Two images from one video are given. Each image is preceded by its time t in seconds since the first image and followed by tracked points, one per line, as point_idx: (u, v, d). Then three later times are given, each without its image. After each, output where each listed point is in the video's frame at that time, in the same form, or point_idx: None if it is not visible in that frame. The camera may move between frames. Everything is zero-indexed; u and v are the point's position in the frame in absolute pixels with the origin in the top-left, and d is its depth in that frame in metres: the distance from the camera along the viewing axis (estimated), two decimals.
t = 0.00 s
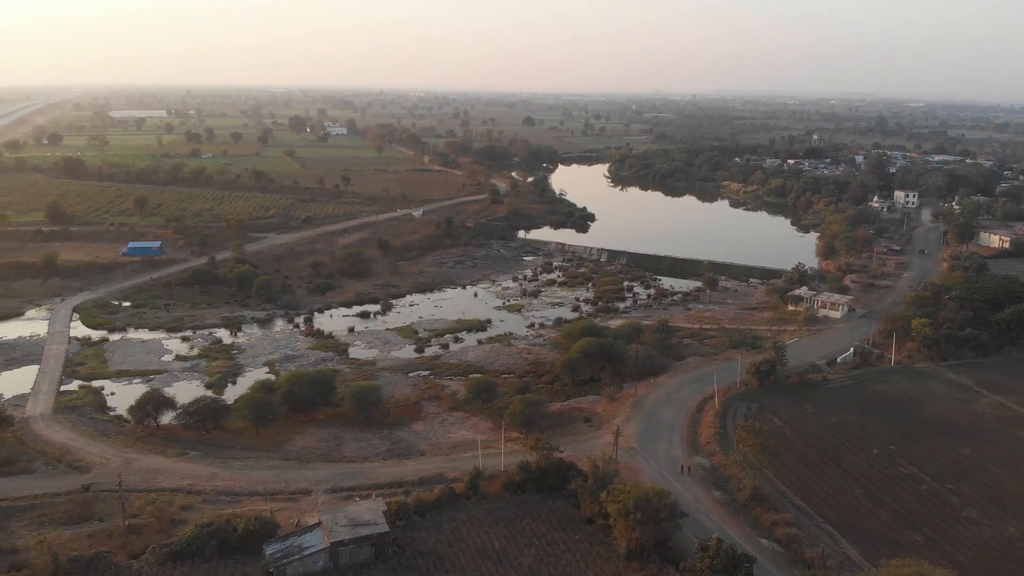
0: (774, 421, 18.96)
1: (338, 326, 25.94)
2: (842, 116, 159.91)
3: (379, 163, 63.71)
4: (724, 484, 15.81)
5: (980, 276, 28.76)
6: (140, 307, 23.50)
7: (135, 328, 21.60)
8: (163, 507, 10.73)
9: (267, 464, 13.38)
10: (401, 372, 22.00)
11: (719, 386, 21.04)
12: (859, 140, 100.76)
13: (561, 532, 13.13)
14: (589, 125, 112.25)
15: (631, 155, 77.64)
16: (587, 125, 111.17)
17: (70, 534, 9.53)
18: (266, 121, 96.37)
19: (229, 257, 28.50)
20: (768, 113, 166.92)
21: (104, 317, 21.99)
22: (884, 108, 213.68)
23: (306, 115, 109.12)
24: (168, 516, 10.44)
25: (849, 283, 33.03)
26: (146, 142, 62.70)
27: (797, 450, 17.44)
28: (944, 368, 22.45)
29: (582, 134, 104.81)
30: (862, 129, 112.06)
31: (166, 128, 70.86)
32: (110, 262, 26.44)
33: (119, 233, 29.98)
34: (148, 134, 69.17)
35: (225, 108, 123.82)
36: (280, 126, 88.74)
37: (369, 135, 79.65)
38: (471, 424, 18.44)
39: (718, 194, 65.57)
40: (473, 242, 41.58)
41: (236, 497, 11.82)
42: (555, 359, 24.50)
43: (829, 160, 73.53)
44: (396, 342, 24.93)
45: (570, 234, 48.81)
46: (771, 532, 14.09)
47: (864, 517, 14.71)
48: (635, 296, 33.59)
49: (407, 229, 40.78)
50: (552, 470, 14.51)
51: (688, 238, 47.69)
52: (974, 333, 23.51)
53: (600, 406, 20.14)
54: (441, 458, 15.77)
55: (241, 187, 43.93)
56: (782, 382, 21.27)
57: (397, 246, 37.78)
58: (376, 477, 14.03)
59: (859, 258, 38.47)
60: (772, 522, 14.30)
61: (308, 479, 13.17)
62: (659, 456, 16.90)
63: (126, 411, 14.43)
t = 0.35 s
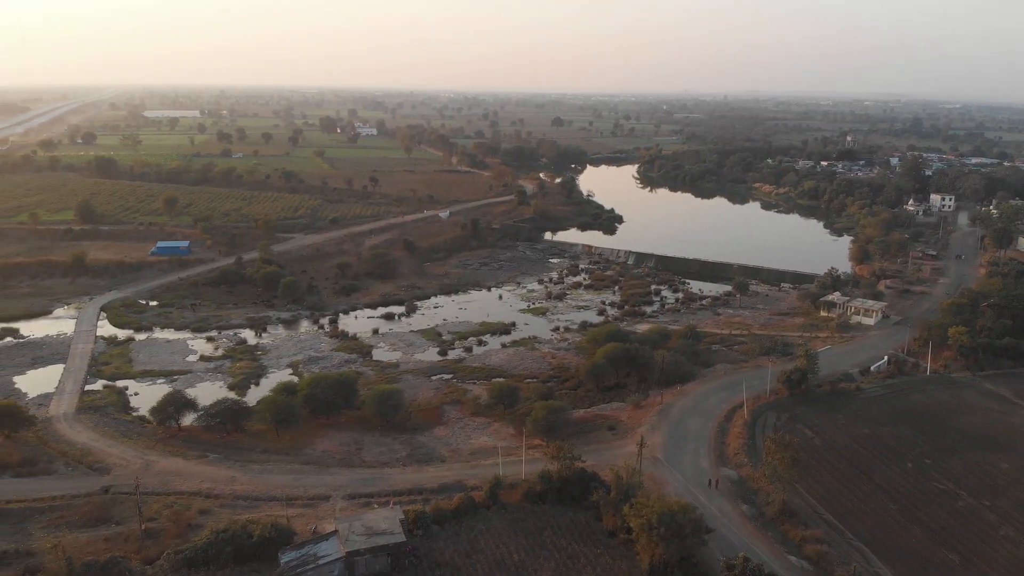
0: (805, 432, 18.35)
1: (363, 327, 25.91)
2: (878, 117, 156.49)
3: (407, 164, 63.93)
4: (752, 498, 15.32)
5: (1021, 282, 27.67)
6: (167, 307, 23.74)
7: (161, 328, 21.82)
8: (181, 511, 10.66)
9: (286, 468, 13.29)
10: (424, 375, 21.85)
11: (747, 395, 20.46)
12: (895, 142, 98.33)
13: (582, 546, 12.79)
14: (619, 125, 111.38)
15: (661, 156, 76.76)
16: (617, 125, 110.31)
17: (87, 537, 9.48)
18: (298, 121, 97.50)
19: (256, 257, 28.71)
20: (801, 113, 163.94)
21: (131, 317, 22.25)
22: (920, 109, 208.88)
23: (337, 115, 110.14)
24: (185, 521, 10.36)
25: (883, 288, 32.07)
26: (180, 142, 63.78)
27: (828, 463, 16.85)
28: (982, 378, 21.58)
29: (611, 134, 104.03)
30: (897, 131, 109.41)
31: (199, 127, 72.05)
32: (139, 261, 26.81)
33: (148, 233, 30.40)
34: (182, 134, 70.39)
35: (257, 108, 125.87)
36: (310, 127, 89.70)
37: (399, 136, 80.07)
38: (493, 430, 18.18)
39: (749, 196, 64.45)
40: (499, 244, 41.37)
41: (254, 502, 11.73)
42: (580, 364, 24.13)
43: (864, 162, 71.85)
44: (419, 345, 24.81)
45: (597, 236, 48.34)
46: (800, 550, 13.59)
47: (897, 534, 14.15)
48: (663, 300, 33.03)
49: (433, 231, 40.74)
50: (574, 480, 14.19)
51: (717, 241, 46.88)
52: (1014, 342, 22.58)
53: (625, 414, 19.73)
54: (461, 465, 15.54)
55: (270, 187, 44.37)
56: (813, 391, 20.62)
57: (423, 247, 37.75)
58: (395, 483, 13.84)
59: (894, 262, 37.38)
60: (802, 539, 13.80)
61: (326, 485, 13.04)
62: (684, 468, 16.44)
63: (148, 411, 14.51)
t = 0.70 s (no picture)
0: (835, 443, 17.75)
1: (386, 329, 25.86)
2: (913, 118, 152.96)
3: (434, 165, 64.03)
4: (779, 512, 14.82)
5: None
6: (192, 307, 23.95)
7: (185, 328, 22.01)
8: (197, 516, 10.57)
9: (304, 473, 13.18)
10: (445, 379, 21.68)
11: (776, 404, 19.89)
12: (929, 144, 95.90)
13: (603, 560, 12.45)
14: (647, 126, 110.36)
15: (690, 158, 75.80)
16: (645, 125, 109.31)
17: (102, 542, 9.40)
18: (327, 121, 98.44)
19: (281, 258, 28.88)
20: (833, 114, 161.09)
21: (156, 317, 22.46)
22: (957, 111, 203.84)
23: (365, 116, 110.98)
24: (200, 526, 10.26)
25: (917, 294, 31.10)
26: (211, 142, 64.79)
27: (860, 477, 16.25)
28: (1022, 390, 20.73)
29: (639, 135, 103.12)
30: (933, 132, 106.65)
31: (230, 128, 73.07)
32: (166, 261, 27.11)
33: (176, 232, 30.76)
34: (213, 134, 71.46)
35: (289, 108, 127.53)
36: (340, 128, 90.45)
37: (427, 137, 80.34)
38: (514, 437, 17.91)
39: (780, 198, 63.27)
40: (524, 246, 41.12)
41: (270, 508, 11.63)
42: (603, 369, 23.74)
43: (898, 164, 70.14)
44: (442, 347, 24.65)
45: (623, 238, 47.83)
46: (830, 568, 13.09)
47: (931, 553, 13.59)
48: (690, 304, 32.45)
49: (458, 232, 40.64)
50: (595, 491, 13.85)
51: (746, 244, 46.03)
52: None
53: (650, 422, 19.31)
54: (480, 472, 15.30)
55: (297, 187, 44.71)
56: (844, 401, 19.97)
57: (447, 248, 37.67)
58: (414, 491, 13.65)
59: (930, 267, 36.28)
60: (831, 556, 13.29)
61: (344, 491, 12.90)
62: (709, 480, 15.98)
63: (169, 412, 14.56)
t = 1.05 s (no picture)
0: (863, 454, 17.23)
1: (406, 331, 25.77)
2: (945, 120, 149.63)
3: (457, 166, 64.02)
4: (804, 526, 14.38)
5: None
6: (213, 308, 24.13)
7: (206, 328, 22.16)
8: (211, 520, 10.50)
9: (320, 478, 13.08)
10: (464, 382, 21.50)
11: (802, 413, 19.37)
12: (961, 146, 93.64)
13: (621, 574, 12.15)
14: (672, 126, 109.35)
15: (716, 159, 74.86)
16: (670, 126, 108.33)
17: (115, 546, 9.35)
18: (352, 122, 99.16)
19: (303, 258, 28.99)
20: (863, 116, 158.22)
21: (178, 316, 22.64)
22: (990, 112, 199.27)
23: (390, 117, 111.53)
24: (214, 531, 10.17)
25: (949, 300, 30.20)
26: (237, 142, 65.53)
27: (889, 490, 15.73)
28: None
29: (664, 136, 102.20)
30: (965, 134, 104.10)
31: (257, 128, 73.86)
32: (190, 260, 27.34)
33: (200, 232, 31.04)
34: (240, 134, 72.29)
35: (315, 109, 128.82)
36: (365, 128, 91.00)
37: (451, 138, 80.43)
38: (533, 443, 17.67)
39: (808, 201, 62.12)
40: (546, 247, 40.83)
41: (285, 513, 11.53)
42: (625, 375, 23.37)
43: (928, 166, 68.52)
44: (461, 350, 24.48)
45: (647, 240, 47.30)
46: None
47: (963, 572, 13.08)
48: (715, 308, 31.89)
49: (480, 233, 40.51)
50: (615, 502, 13.54)
51: (772, 247, 45.23)
52: None
53: (671, 430, 18.93)
54: (498, 479, 15.09)
55: (321, 188, 44.95)
56: (873, 411, 19.38)
57: (469, 250, 37.55)
58: (430, 498, 13.47)
59: (961, 273, 35.26)
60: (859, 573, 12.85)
61: (359, 497, 12.76)
62: (732, 491, 15.58)
63: (187, 414, 14.59)
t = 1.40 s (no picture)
0: (896, 469, 16.59)
1: (428, 333, 25.62)
2: (983, 122, 145.57)
3: (484, 167, 63.98)
4: (834, 542, 13.86)
5: None
6: (238, 308, 24.31)
7: (230, 329, 22.33)
8: (226, 526, 10.40)
9: (337, 483, 12.94)
10: (486, 387, 21.26)
11: (833, 424, 18.75)
12: (1000, 148, 90.86)
13: None
14: (702, 127, 108.04)
15: (746, 160, 73.69)
16: (699, 127, 107.05)
17: (130, 551, 9.27)
18: (380, 123, 99.79)
19: (328, 259, 29.11)
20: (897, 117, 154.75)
21: (203, 317, 22.83)
22: None
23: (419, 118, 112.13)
24: (229, 537, 10.06)
25: (985, 307, 29.13)
26: (268, 143, 66.35)
27: (923, 507, 15.10)
28: None
29: (693, 137, 101.01)
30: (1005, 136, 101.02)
31: (287, 129, 74.68)
32: (216, 261, 27.61)
33: (227, 232, 31.34)
34: (270, 135, 73.18)
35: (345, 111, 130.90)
36: (393, 129, 91.52)
37: (479, 139, 80.48)
38: (554, 451, 17.37)
39: (840, 203, 60.75)
40: (571, 250, 40.46)
41: (301, 520, 11.41)
42: (650, 381, 22.93)
43: (964, 169, 66.59)
44: (484, 354, 24.26)
45: (674, 243, 46.63)
46: None
47: None
48: (744, 313, 31.21)
49: (504, 235, 40.31)
50: (637, 514, 13.18)
51: (802, 250, 44.24)
52: None
53: (697, 440, 18.46)
54: (517, 488, 14.81)
55: (347, 188, 45.19)
56: (907, 423, 18.67)
57: (494, 251, 37.36)
58: (448, 506, 13.23)
59: (999, 279, 34.04)
60: None
61: (376, 503, 12.60)
62: (759, 505, 15.09)
63: (207, 416, 14.62)
